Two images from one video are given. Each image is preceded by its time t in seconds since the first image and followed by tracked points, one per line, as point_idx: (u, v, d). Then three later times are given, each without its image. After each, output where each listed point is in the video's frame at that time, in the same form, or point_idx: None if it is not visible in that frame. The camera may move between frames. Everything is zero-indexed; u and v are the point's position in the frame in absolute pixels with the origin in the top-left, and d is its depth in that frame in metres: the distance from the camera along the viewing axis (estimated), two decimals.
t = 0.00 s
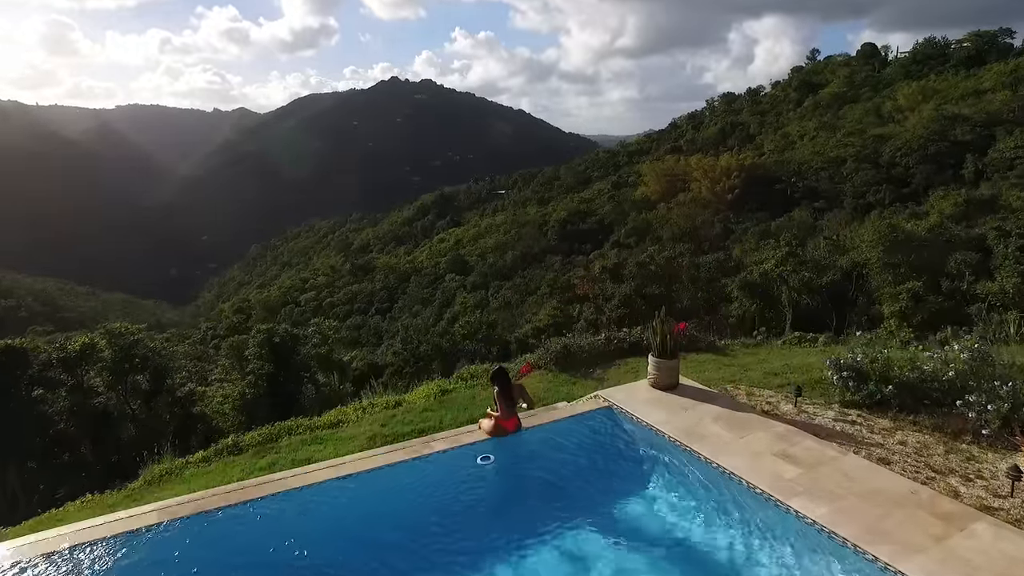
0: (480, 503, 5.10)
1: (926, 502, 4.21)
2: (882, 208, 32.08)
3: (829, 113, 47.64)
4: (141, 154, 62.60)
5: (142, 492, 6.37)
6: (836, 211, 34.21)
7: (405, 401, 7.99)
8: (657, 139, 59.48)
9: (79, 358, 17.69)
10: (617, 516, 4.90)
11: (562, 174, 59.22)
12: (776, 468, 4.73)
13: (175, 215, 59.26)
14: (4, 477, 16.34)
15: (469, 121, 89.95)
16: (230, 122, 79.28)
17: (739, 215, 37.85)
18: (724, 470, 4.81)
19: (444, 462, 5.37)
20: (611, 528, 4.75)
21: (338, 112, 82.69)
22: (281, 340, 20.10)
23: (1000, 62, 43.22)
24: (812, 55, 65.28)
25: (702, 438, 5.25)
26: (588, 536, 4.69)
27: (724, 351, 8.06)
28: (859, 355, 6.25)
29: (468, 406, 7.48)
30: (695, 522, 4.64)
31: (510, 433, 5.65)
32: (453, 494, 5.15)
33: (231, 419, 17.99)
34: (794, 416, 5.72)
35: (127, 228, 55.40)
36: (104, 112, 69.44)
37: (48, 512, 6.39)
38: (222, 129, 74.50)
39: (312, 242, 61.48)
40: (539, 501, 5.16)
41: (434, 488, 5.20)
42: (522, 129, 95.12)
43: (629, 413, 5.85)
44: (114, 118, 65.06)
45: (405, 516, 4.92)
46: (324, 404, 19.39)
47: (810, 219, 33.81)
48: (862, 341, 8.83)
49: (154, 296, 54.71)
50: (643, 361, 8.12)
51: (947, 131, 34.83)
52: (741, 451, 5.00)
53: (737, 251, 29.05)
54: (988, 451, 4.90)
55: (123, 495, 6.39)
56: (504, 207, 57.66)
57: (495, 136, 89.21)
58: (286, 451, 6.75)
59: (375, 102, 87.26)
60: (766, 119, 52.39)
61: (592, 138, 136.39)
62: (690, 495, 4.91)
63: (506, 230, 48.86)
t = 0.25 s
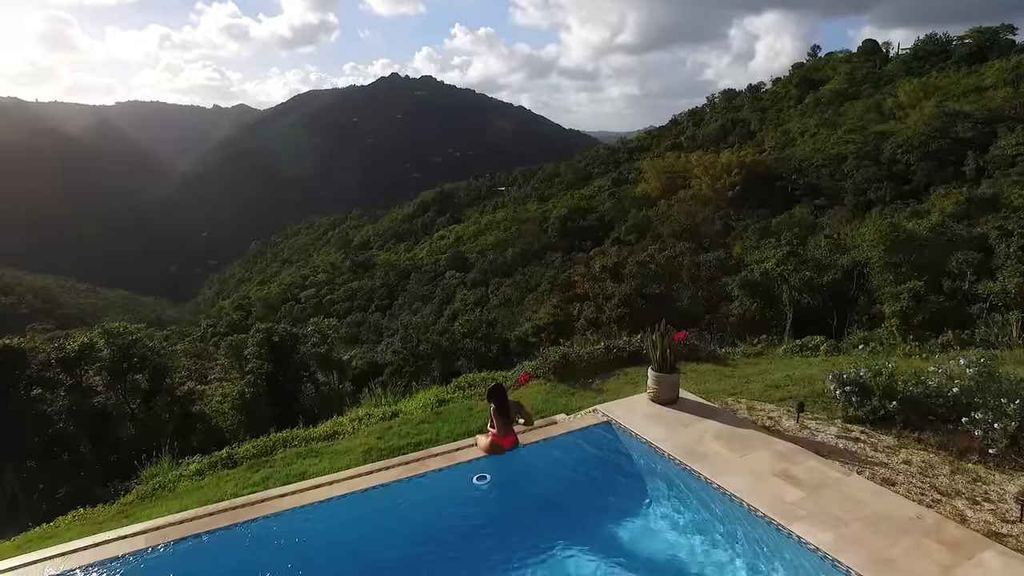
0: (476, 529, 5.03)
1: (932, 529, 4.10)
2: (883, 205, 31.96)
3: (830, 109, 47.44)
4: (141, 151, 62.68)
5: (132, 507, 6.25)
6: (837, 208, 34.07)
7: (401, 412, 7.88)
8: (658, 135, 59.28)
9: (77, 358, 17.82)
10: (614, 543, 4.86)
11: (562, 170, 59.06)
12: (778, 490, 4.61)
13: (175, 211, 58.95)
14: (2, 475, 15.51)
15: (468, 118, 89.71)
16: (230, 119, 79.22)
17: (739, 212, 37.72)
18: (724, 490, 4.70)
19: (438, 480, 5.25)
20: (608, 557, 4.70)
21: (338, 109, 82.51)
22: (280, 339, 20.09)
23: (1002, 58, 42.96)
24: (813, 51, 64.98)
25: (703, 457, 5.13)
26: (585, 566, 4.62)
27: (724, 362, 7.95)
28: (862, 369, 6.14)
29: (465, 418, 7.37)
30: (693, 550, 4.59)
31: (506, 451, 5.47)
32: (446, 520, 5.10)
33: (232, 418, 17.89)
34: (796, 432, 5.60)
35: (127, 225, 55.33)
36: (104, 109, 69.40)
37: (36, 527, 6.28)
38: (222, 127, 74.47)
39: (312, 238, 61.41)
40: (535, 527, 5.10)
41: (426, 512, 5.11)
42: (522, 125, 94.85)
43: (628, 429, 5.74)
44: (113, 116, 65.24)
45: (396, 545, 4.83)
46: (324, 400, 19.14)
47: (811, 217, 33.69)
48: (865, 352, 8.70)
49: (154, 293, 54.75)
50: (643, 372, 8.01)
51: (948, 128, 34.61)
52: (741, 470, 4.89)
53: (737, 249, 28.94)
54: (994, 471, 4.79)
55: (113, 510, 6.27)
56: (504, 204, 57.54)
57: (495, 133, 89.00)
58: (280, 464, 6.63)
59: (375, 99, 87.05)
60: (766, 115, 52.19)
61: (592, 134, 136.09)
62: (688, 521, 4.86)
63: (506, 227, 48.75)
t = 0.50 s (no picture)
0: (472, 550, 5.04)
1: (936, 549, 4.03)
2: (884, 199, 31.82)
3: (831, 102, 47.18)
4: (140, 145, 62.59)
5: (125, 517, 6.18)
6: (837, 202, 33.93)
7: (398, 419, 7.81)
8: (658, 128, 59.02)
9: (76, 354, 17.20)
10: (611, 563, 4.86)
11: (562, 163, 58.85)
12: (778, 507, 4.53)
13: (173, 205, 58.99)
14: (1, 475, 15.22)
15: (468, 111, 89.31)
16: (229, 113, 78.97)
17: (740, 206, 37.60)
18: (722, 507, 4.63)
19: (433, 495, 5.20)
20: None
21: (337, 102, 82.18)
22: (280, 335, 20.54)
23: (1005, 51, 42.63)
24: (814, 44, 64.58)
25: (702, 471, 5.06)
26: None
27: (724, 368, 7.87)
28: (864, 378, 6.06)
29: (462, 425, 7.31)
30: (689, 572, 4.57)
31: (502, 464, 5.44)
32: (442, 538, 5.08)
33: (232, 413, 18.63)
34: (797, 444, 5.52)
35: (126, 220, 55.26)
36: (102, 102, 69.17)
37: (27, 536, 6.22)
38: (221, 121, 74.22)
39: (312, 231, 61.32)
40: (531, 545, 5.10)
41: (422, 531, 5.09)
42: (522, 118, 94.46)
43: (625, 440, 5.66)
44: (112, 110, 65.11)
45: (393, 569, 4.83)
46: (323, 396, 19.76)
47: (811, 211, 33.60)
48: (867, 357, 8.61)
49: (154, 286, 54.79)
50: (642, 378, 7.95)
51: (949, 122, 34.36)
52: (740, 486, 4.82)
53: (738, 243, 28.84)
54: (999, 487, 4.72)
55: (105, 520, 6.20)
56: (504, 197, 57.39)
57: (495, 125, 88.63)
58: (275, 473, 6.56)
59: (374, 92, 86.67)
60: (767, 108, 51.94)
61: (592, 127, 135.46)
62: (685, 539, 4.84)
63: (506, 220, 48.66)
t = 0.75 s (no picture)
0: (467, 555, 5.01)
1: (933, 558, 3.99)
2: (886, 182, 31.61)
3: (834, 82, 46.66)
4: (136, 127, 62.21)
5: (120, 517, 6.16)
6: (838, 184, 33.72)
7: (395, 414, 7.77)
8: (659, 109, 58.49)
9: (77, 338, 17.68)
10: (606, 568, 4.84)
11: (562, 144, 58.40)
12: (775, 512, 4.49)
13: (171, 186, 58.76)
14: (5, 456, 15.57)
15: (467, 91, 88.43)
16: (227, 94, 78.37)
17: (740, 187, 37.38)
18: (719, 511, 4.58)
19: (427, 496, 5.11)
20: None
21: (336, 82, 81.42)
22: (279, 319, 21.14)
23: (1011, 30, 41.98)
24: (817, 23, 63.67)
25: (699, 473, 5.01)
26: None
27: (723, 363, 7.81)
28: (864, 376, 5.99)
29: (459, 421, 7.27)
30: None
31: (498, 465, 5.39)
32: (436, 543, 5.05)
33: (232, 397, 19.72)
34: (796, 444, 5.48)
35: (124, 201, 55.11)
36: (98, 82, 68.59)
37: (24, 536, 6.20)
38: (218, 102, 73.72)
39: (312, 213, 61.27)
40: (529, 548, 5.09)
41: (417, 537, 5.05)
42: (522, 99, 93.58)
43: (622, 440, 5.60)
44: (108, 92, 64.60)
45: None
46: (322, 379, 20.47)
47: (812, 193, 33.44)
48: (868, 352, 8.54)
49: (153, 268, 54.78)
50: (640, 373, 7.90)
51: (953, 103, 33.88)
52: (737, 489, 4.77)
53: (738, 225, 28.74)
54: (999, 492, 4.67)
55: (100, 520, 6.17)
56: (504, 178, 57.07)
57: (495, 106, 87.81)
58: (268, 471, 6.50)
59: (373, 72, 85.77)
60: (769, 89, 51.41)
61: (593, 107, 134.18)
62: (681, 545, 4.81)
63: (506, 202, 48.48)
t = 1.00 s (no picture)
0: (462, 559, 4.99)
1: (929, 565, 3.96)
2: (888, 164, 31.34)
3: (838, 62, 46.06)
4: (132, 108, 61.75)
5: (116, 515, 6.14)
6: (840, 166, 33.46)
7: (391, 409, 7.76)
8: (661, 89, 57.90)
9: (77, 323, 17.87)
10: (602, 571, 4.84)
11: (563, 125, 57.93)
12: (773, 517, 4.46)
13: (169, 168, 58.55)
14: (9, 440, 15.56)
15: (467, 70, 87.43)
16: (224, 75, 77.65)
17: (741, 169, 37.13)
18: (716, 516, 4.54)
19: (422, 499, 5.06)
20: None
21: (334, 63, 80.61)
22: (278, 304, 20.83)
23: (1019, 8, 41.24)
24: (823, 0, 62.64)
25: (696, 476, 4.97)
26: None
27: (722, 358, 7.76)
28: (864, 374, 5.94)
29: (456, 417, 7.25)
30: None
31: (493, 466, 5.34)
32: (431, 545, 5.03)
33: (233, 380, 19.63)
34: (793, 445, 5.44)
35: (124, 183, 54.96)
36: (94, 62, 67.91)
37: (20, 536, 6.19)
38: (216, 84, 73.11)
39: (312, 194, 61.01)
40: (525, 550, 5.09)
41: (413, 540, 5.02)
42: (523, 78, 92.59)
43: (619, 441, 5.57)
44: (104, 72, 63.98)
45: None
46: (322, 364, 20.41)
47: (814, 175, 33.20)
48: (869, 346, 8.48)
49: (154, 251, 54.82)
50: (638, 368, 7.87)
51: (958, 83, 33.00)
52: (734, 493, 4.74)
53: (739, 208, 28.57)
54: (998, 496, 4.64)
55: (97, 518, 6.16)
56: (504, 160, 56.73)
57: (495, 86, 86.89)
58: (264, 468, 6.49)
59: (371, 51, 84.73)
60: (772, 69, 50.80)
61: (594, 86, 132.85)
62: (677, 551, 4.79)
63: (506, 183, 48.21)
